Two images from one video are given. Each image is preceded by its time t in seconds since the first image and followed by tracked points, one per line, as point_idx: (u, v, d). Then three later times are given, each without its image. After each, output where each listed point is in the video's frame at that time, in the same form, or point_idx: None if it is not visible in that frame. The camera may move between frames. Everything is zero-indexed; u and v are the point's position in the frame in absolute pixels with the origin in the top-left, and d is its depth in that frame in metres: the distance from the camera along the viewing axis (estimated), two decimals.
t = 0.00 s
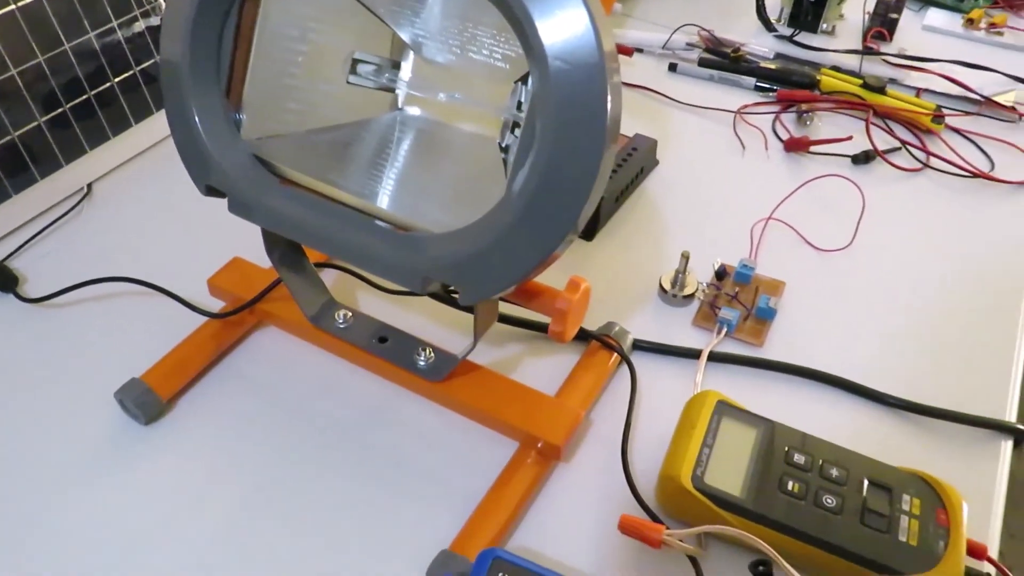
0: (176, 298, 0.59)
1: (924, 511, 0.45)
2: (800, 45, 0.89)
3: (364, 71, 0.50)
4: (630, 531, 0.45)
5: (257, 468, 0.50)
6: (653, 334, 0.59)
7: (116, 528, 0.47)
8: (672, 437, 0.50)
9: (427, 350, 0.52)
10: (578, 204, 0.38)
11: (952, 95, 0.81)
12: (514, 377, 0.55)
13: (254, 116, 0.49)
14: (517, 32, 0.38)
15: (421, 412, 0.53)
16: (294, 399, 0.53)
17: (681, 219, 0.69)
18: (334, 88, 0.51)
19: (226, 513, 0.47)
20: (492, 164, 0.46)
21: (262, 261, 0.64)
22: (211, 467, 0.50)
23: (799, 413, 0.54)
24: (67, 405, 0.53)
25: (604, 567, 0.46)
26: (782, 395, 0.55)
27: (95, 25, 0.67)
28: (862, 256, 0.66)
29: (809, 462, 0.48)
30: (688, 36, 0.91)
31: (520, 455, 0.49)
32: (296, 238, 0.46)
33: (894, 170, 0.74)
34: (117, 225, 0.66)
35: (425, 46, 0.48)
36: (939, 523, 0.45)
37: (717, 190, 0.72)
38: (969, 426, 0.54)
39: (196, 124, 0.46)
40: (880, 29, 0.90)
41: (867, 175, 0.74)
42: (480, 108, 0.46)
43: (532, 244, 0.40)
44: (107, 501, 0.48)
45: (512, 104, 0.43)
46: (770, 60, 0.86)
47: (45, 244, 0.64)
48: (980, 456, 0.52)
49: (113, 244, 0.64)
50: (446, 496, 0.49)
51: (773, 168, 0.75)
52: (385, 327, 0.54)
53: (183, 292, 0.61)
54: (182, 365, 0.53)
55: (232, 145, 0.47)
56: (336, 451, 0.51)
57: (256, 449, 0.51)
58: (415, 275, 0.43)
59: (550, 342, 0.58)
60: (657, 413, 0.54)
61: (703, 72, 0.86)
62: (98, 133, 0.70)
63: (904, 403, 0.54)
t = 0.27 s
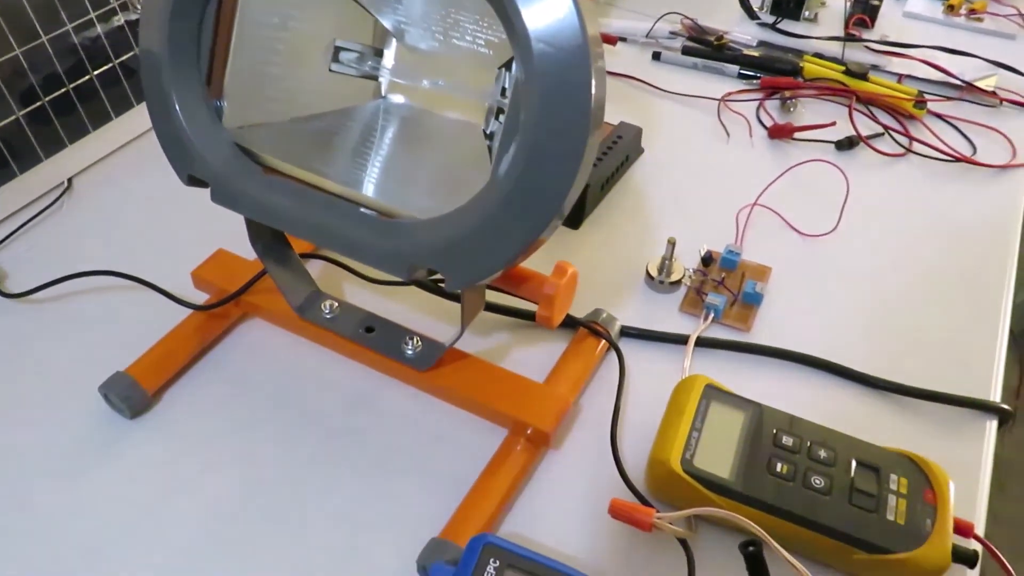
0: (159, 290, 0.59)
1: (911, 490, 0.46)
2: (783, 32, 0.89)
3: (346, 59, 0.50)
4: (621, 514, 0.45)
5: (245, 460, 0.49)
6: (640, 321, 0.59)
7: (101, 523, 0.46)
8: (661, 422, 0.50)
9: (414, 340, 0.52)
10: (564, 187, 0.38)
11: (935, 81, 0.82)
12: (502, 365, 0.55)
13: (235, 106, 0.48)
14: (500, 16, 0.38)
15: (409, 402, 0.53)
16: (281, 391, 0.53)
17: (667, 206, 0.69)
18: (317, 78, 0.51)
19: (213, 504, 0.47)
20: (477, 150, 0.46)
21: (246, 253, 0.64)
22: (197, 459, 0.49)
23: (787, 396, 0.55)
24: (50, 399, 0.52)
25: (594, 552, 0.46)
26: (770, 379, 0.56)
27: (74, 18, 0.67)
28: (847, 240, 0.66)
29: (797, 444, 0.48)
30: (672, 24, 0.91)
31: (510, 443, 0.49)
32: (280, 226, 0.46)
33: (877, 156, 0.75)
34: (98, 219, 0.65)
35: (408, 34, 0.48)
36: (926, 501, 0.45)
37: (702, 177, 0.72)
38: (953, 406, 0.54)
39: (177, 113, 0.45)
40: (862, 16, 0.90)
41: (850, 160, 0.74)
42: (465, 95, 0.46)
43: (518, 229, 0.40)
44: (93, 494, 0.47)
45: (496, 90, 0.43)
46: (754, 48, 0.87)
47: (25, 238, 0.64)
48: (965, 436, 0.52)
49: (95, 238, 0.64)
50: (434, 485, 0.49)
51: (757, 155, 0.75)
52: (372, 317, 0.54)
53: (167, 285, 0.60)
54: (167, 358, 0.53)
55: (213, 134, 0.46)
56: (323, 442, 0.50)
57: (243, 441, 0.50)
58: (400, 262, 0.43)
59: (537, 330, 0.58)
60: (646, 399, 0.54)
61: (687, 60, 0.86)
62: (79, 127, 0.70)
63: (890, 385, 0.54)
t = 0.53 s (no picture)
0: (148, 281, 0.58)
1: (905, 466, 0.46)
2: (771, 16, 0.89)
3: (333, 44, 0.50)
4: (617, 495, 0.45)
5: (237, 448, 0.49)
6: (632, 304, 0.59)
7: (94, 515, 0.46)
8: (656, 403, 0.50)
9: (405, 325, 0.52)
10: (554, 167, 0.38)
11: (923, 63, 0.82)
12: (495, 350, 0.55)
13: (222, 90, 0.47)
14: None
15: (401, 388, 0.53)
16: (272, 379, 0.53)
17: (658, 190, 0.69)
18: (304, 62, 0.51)
19: (205, 493, 0.47)
20: (465, 132, 0.45)
21: (235, 242, 0.63)
22: (189, 448, 0.49)
23: (780, 376, 0.55)
24: (39, 391, 0.52)
25: (590, 533, 0.46)
26: (762, 360, 0.56)
27: (57, 10, 0.66)
28: (837, 222, 0.67)
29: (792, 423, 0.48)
30: (660, 10, 0.91)
31: (504, 427, 0.49)
32: (268, 211, 0.46)
33: (866, 138, 0.75)
34: (84, 211, 0.65)
35: (395, 17, 0.48)
36: (920, 477, 0.45)
37: (693, 162, 0.72)
38: (946, 384, 0.54)
39: (162, 97, 0.45)
40: None
41: (840, 143, 0.74)
42: (454, 78, 0.46)
43: (507, 209, 0.39)
44: (83, 485, 0.47)
45: (485, 72, 0.42)
46: (741, 32, 0.86)
47: (10, 230, 0.63)
48: (958, 413, 0.53)
49: (81, 229, 0.63)
50: (429, 470, 0.48)
51: (747, 139, 0.75)
52: (363, 304, 0.54)
53: (155, 275, 0.60)
54: (158, 348, 0.52)
55: (199, 118, 0.45)
56: (316, 429, 0.50)
57: (235, 430, 0.50)
58: (391, 244, 0.43)
59: (530, 315, 0.58)
60: (639, 382, 0.54)
61: (675, 46, 0.86)
62: (64, 120, 0.69)
63: (882, 364, 0.55)
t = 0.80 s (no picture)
0: (134, 263, 0.57)
1: (904, 433, 0.46)
2: None
3: (318, 17, 0.50)
4: (614, 467, 0.45)
5: (228, 429, 0.48)
6: (626, 279, 0.58)
7: (85, 499, 0.45)
8: (652, 375, 0.49)
9: (397, 301, 0.51)
10: (545, 133, 0.37)
11: (914, 36, 0.82)
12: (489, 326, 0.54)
13: (205, 64, 0.46)
14: None
15: (394, 366, 0.52)
16: (263, 359, 0.52)
17: (650, 166, 0.69)
18: (287, 36, 0.50)
19: (197, 475, 0.46)
20: (453, 102, 0.44)
21: (222, 223, 0.62)
22: (179, 430, 0.48)
23: (777, 346, 0.54)
24: (25, 376, 0.51)
25: (588, 507, 0.45)
26: (760, 332, 0.55)
27: None
28: (831, 194, 0.66)
29: (789, 392, 0.48)
30: None
31: (499, 401, 0.48)
32: (254, 185, 0.45)
33: (858, 110, 0.74)
34: (68, 195, 0.64)
35: None
36: (919, 445, 0.45)
37: (684, 137, 0.72)
38: (943, 352, 0.54)
39: (143, 70, 0.44)
40: None
41: (832, 116, 0.74)
42: (441, 49, 0.45)
43: (498, 179, 0.39)
44: (72, 469, 0.46)
45: (474, 42, 0.42)
46: (731, 8, 0.86)
47: None
48: (955, 380, 0.52)
49: (65, 214, 0.62)
50: (424, 447, 0.48)
51: (738, 113, 0.74)
52: (354, 281, 0.53)
53: (141, 258, 0.59)
54: (145, 330, 0.52)
55: (182, 91, 0.45)
56: (309, 409, 0.49)
57: (226, 411, 0.49)
58: (380, 215, 0.42)
59: (524, 291, 0.57)
60: (635, 355, 0.53)
61: (665, 22, 0.85)
62: (46, 105, 0.67)
63: (879, 333, 0.54)
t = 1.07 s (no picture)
0: (116, 242, 0.56)
1: (902, 397, 0.45)
2: None
3: None
4: (609, 436, 0.44)
5: (217, 408, 0.47)
6: (618, 249, 0.57)
7: (70, 481, 0.44)
8: (647, 344, 0.49)
9: (387, 275, 0.51)
10: (535, 95, 0.36)
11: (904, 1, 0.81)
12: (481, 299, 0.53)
13: (183, 32, 0.45)
14: None
15: (384, 340, 0.51)
16: (251, 337, 0.51)
17: (640, 135, 0.68)
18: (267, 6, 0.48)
19: (186, 454, 0.45)
20: (439, 65, 0.43)
21: (205, 199, 0.61)
22: (167, 409, 0.47)
23: (772, 313, 0.54)
24: (7, 359, 0.50)
25: (583, 477, 0.45)
26: (754, 299, 0.55)
27: None
28: (824, 160, 0.65)
29: (786, 358, 0.47)
30: None
31: (492, 373, 0.48)
32: (236, 155, 0.44)
33: (850, 76, 0.73)
34: (45, 174, 0.62)
35: None
36: (917, 408, 0.45)
37: (675, 106, 0.71)
38: (939, 316, 0.53)
39: (118, 37, 0.43)
40: None
41: (823, 82, 0.73)
42: (427, 13, 0.44)
43: (485, 144, 0.38)
44: (58, 452, 0.45)
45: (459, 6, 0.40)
46: None
47: None
48: (952, 345, 0.52)
49: (43, 193, 0.60)
50: (416, 421, 0.47)
51: (729, 81, 0.73)
52: (342, 255, 0.52)
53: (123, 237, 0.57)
54: (130, 308, 0.50)
55: (158, 59, 0.43)
56: (298, 385, 0.49)
57: (215, 389, 0.48)
58: (366, 183, 0.41)
59: (515, 262, 0.56)
60: (629, 325, 0.53)
61: None
62: (23, 82, 0.65)
63: (874, 298, 0.54)
